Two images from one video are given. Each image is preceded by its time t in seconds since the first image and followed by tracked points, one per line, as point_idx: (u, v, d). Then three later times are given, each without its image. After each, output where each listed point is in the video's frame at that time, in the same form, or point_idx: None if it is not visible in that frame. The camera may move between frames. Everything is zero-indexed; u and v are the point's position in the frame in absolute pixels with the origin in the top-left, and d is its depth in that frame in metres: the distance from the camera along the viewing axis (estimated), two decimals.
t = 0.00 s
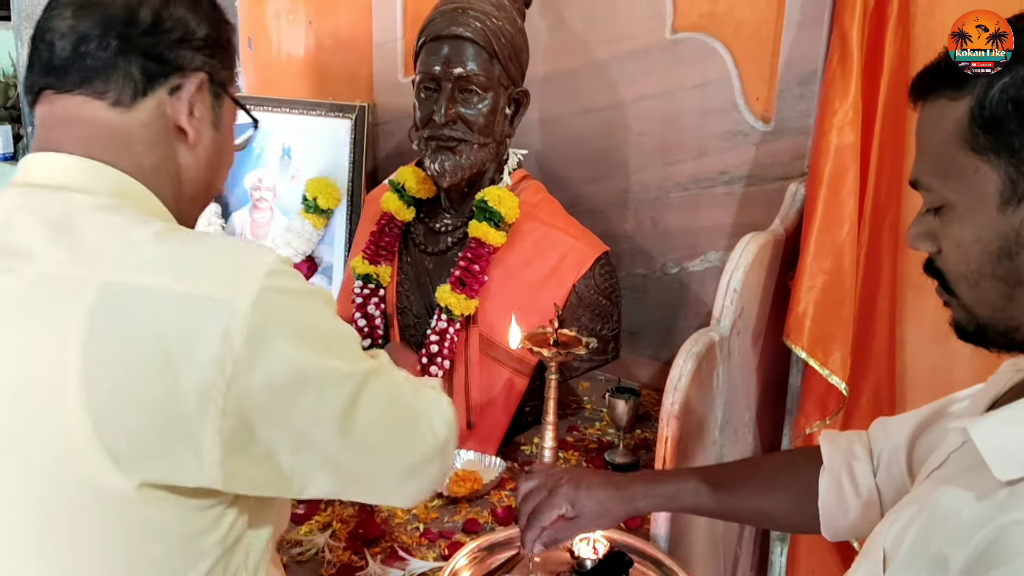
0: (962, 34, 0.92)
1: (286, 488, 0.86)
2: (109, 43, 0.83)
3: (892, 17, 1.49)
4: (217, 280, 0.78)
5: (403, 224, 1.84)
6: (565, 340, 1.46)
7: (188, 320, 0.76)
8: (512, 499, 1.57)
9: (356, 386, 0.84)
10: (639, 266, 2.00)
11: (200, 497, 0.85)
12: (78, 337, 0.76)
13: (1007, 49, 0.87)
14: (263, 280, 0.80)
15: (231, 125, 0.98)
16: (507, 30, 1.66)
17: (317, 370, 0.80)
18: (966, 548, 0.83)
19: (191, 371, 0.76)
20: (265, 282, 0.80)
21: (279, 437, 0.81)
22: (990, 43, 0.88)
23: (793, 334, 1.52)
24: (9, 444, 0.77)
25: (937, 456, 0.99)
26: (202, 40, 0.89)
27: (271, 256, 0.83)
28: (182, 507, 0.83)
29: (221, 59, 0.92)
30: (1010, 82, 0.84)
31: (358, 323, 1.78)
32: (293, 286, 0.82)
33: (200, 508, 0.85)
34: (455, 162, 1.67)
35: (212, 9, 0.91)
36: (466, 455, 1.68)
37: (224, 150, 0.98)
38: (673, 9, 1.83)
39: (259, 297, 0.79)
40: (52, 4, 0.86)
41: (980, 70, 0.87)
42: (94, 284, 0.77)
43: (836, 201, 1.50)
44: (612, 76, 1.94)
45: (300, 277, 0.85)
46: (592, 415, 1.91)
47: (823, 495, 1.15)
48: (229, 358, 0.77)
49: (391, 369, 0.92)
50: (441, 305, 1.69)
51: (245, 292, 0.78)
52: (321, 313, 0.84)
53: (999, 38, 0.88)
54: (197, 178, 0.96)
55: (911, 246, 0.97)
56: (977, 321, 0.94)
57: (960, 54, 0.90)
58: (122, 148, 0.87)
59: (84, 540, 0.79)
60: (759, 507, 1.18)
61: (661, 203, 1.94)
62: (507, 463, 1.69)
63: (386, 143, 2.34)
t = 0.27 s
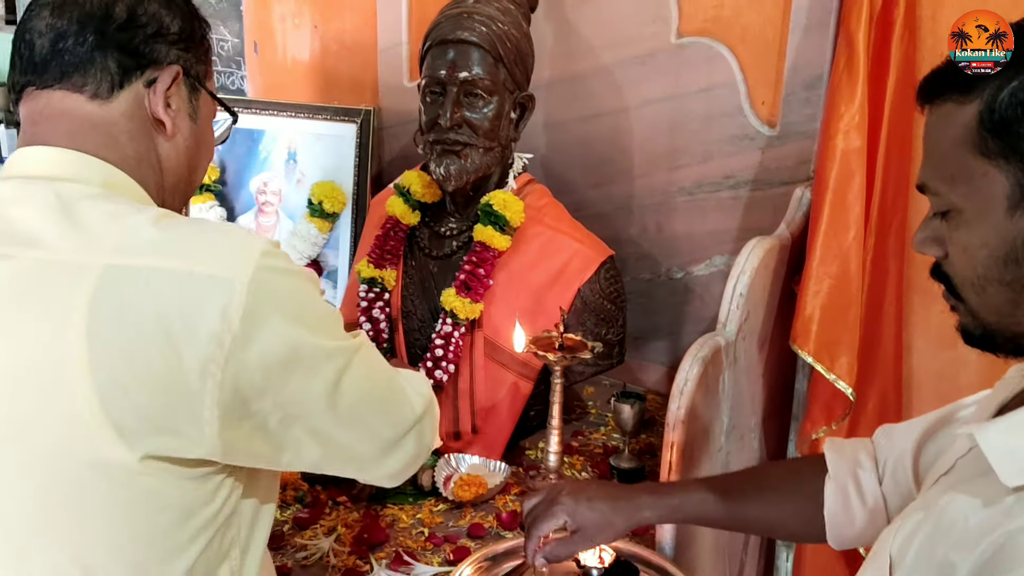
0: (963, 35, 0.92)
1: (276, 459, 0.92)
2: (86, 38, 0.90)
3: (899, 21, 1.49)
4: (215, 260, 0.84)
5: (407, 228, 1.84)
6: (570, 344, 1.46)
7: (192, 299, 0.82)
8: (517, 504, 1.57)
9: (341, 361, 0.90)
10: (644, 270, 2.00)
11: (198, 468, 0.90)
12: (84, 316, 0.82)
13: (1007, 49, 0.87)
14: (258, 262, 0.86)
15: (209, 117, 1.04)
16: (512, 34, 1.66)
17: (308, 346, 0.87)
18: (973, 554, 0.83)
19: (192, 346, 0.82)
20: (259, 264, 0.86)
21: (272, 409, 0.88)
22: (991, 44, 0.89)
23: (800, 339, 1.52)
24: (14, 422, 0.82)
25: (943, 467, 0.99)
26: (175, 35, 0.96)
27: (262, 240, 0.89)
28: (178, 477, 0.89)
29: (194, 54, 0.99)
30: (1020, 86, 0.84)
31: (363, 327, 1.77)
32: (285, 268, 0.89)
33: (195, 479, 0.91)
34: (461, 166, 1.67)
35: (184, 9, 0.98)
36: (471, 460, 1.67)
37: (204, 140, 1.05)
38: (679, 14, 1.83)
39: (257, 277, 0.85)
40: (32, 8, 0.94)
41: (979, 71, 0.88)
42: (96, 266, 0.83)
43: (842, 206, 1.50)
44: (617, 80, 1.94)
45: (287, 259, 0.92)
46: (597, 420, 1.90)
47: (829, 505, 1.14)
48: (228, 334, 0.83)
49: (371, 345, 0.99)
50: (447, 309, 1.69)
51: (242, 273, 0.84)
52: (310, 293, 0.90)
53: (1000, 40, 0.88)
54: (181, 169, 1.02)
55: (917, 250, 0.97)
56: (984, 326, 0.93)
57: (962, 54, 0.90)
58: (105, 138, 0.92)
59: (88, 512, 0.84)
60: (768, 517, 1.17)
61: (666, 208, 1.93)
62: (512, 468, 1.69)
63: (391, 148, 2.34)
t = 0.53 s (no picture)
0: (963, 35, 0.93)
1: (260, 457, 0.92)
2: (92, 37, 0.91)
3: (907, 22, 1.48)
4: (201, 255, 0.84)
5: (413, 229, 1.83)
6: (577, 346, 1.46)
7: (174, 292, 0.83)
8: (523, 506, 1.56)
9: (325, 361, 0.89)
10: (650, 272, 2.00)
11: (183, 460, 0.91)
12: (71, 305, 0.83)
13: (1007, 49, 0.87)
14: (244, 257, 0.86)
15: (216, 119, 1.05)
16: (519, 36, 1.66)
17: (290, 343, 0.86)
18: (986, 561, 0.81)
19: (173, 339, 0.82)
20: (245, 260, 0.86)
21: (255, 407, 0.87)
22: (990, 44, 0.89)
23: (807, 340, 1.51)
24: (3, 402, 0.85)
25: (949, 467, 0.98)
26: (181, 37, 0.96)
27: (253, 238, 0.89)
28: (162, 468, 0.90)
29: (201, 56, 0.99)
30: None
31: (368, 328, 1.77)
32: (272, 266, 0.88)
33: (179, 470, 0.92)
34: (467, 167, 1.66)
35: (193, 12, 0.99)
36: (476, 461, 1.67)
37: (208, 140, 1.05)
38: (686, 15, 1.83)
39: (241, 273, 0.85)
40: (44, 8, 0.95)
41: (979, 70, 0.87)
42: (83, 257, 0.84)
43: (850, 208, 1.49)
44: (623, 81, 1.94)
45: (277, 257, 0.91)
46: (603, 421, 1.90)
47: (832, 504, 1.12)
48: (210, 327, 0.83)
49: (364, 349, 0.98)
50: (453, 311, 1.69)
51: (227, 267, 0.84)
52: (295, 292, 0.90)
53: (1000, 39, 0.89)
54: (183, 166, 1.02)
55: (922, 252, 0.95)
56: (991, 330, 0.91)
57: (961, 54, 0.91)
58: (105, 134, 0.94)
59: (66, 496, 0.86)
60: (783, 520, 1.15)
61: (672, 209, 1.93)
62: (517, 470, 1.68)
63: (396, 149, 2.34)
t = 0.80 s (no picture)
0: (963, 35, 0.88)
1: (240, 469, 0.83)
2: (82, 29, 0.89)
3: (913, 20, 1.47)
4: (165, 246, 0.77)
5: (418, 228, 1.83)
6: (582, 345, 1.45)
7: (131, 283, 0.76)
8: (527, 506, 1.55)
9: (300, 366, 0.77)
10: (655, 272, 1.99)
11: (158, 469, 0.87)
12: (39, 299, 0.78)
13: (1006, 50, 0.83)
14: (209, 248, 0.77)
15: (231, 113, 0.93)
16: (524, 34, 1.66)
17: (259, 342, 0.76)
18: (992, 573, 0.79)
19: (129, 334, 0.75)
20: (213, 252, 0.77)
21: (225, 414, 0.78)
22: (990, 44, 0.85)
23: (813, 341, 1.52)
24: None
25: (935, 469, 0.96)
26: (175, 23, 0.88)
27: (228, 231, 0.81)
28: (139, 472, 0.86)
29: (201, 42, 0.89)
30: None
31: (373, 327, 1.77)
32: (243, 258, 0.79)
33: (153, 476, 0.87)
34: (471, 166, 1.66)
35: None
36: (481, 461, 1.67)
37: (217, 135, 0.94)
38: (691, 14, 1.82)
39: (203, 265, 0.76)
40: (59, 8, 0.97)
41: (978, 71, 0.84)
42: (48, 246, 0.79)
43: (856, 208, 1.49)
44: (628, 80, 1.93)
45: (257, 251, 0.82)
46: (607, 422, 1.89)
47: (783, 498, 1.09)
48: (169, 324, 0.75)
49: (349, 357, 0.83)
50: (457, 310, 1.68)
51: (191, 258, 0.76)
52: (274, 286, 0.80)
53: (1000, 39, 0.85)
54: (182, 158, 0.94)
55: (918, 248, 0.93)
56: (988, 329, 0.89)
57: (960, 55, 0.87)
58: (96, 123, 0.90)
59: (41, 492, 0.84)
60: (751, 521, 1.11)
61: (678, 208, 1.92)
62: (521, 470, 1.67)
63: (400, 150, 2.34)
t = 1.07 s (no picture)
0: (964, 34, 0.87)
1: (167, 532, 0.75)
2: (101, 29, 0.86)
3: (913, 24, 1.46)
4: (139, 276, 0.72)
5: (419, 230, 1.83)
6: (582, 347, 1.45)
7: (94, 306, 0.72)
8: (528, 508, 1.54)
9: (230, 444, 0.71)
10: (656, 274, 1.99)
11: (127, 518, 0.79)
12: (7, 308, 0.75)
13: (1007, 49, 0.83)
14: (184, 287, 0.72)
15: (254, 118, 0.88)
16: (525, 37, 1.66)
17: (194, 405, 0.70)
18: None
19: (82, 359, 0.72)
20: (184, 294, 0.72)
21: (159, 464, 0.72)
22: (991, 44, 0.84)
23: (813, 344, 1.53)
24: None
25: (918, 468, 1.01)
26: (194, 23, 0.84)
27: (217, 274, 0.75)
28: (103, 519, 0.78)
29: (221, 44, 0.85)
30: None
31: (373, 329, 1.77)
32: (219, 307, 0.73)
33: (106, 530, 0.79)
34: (473, 168, 1.66)
35: None
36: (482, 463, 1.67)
37: (239, 141, 0.89)
38: (692, 17, 1.83)
39: (166, 302, 0.71)
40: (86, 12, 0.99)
41: (979, 71, 0.83)
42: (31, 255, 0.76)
43: (856, 211, 1.49)
44: (629, 83, 1.94)
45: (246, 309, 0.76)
46: (607, 425, 1.89)
47: (750, 502, 1.12)
48: (114, 360, 0.71)
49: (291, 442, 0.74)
50: (458, 312, 1.69)
51: (159, 292, 0.72)
52: (239, 356, 0.73)
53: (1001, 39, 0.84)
54: (199, 165, 0.88)
55: (903, 258, 0.93)
56: (976, 343, 0.89)
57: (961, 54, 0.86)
58: (111, 125, 0.86)
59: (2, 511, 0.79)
60: (711, 523, 1.15)
61: (679, 211, 1.92)
62: (522, 472, 1.67)
63: (402, 153, 2.34)
